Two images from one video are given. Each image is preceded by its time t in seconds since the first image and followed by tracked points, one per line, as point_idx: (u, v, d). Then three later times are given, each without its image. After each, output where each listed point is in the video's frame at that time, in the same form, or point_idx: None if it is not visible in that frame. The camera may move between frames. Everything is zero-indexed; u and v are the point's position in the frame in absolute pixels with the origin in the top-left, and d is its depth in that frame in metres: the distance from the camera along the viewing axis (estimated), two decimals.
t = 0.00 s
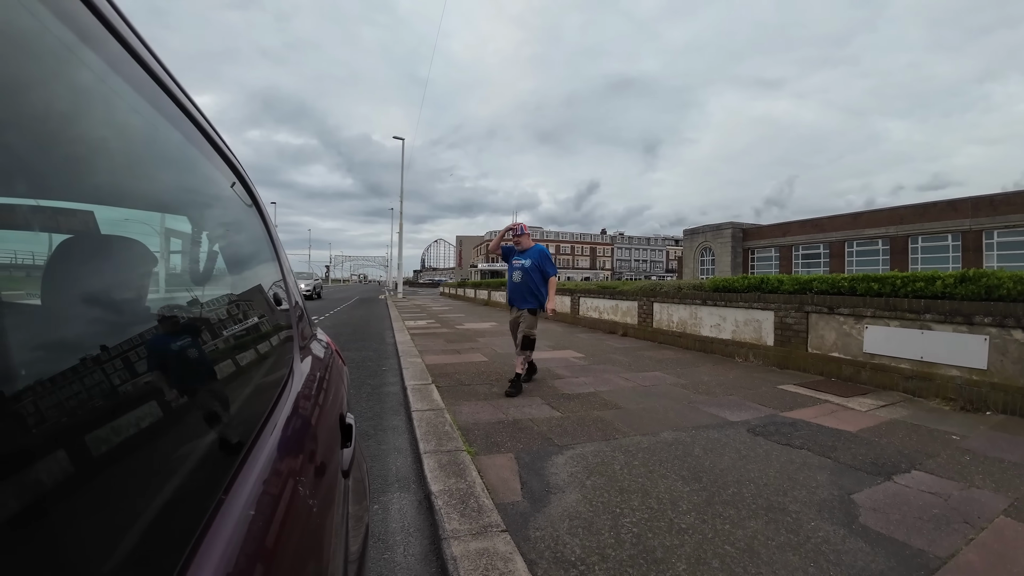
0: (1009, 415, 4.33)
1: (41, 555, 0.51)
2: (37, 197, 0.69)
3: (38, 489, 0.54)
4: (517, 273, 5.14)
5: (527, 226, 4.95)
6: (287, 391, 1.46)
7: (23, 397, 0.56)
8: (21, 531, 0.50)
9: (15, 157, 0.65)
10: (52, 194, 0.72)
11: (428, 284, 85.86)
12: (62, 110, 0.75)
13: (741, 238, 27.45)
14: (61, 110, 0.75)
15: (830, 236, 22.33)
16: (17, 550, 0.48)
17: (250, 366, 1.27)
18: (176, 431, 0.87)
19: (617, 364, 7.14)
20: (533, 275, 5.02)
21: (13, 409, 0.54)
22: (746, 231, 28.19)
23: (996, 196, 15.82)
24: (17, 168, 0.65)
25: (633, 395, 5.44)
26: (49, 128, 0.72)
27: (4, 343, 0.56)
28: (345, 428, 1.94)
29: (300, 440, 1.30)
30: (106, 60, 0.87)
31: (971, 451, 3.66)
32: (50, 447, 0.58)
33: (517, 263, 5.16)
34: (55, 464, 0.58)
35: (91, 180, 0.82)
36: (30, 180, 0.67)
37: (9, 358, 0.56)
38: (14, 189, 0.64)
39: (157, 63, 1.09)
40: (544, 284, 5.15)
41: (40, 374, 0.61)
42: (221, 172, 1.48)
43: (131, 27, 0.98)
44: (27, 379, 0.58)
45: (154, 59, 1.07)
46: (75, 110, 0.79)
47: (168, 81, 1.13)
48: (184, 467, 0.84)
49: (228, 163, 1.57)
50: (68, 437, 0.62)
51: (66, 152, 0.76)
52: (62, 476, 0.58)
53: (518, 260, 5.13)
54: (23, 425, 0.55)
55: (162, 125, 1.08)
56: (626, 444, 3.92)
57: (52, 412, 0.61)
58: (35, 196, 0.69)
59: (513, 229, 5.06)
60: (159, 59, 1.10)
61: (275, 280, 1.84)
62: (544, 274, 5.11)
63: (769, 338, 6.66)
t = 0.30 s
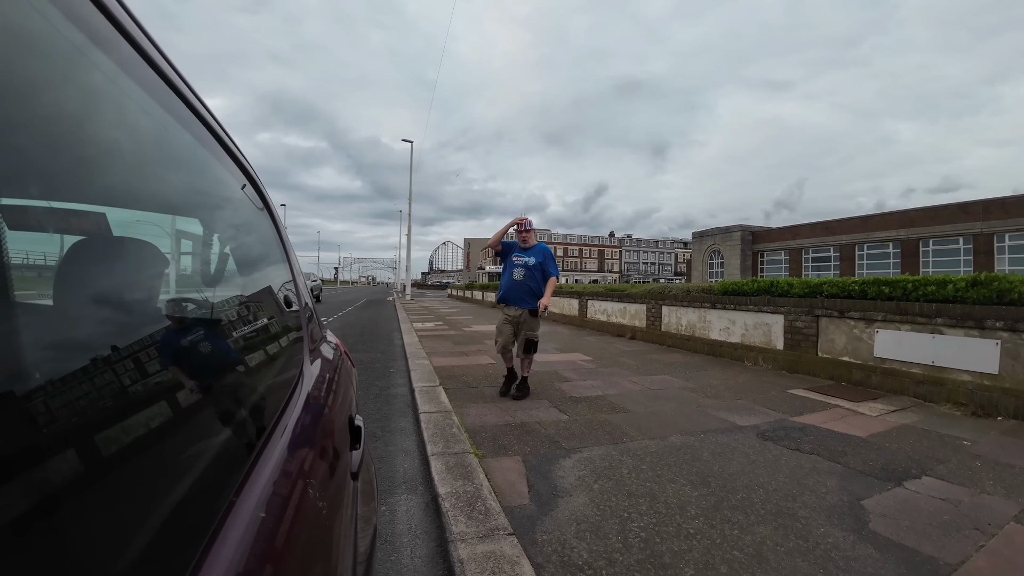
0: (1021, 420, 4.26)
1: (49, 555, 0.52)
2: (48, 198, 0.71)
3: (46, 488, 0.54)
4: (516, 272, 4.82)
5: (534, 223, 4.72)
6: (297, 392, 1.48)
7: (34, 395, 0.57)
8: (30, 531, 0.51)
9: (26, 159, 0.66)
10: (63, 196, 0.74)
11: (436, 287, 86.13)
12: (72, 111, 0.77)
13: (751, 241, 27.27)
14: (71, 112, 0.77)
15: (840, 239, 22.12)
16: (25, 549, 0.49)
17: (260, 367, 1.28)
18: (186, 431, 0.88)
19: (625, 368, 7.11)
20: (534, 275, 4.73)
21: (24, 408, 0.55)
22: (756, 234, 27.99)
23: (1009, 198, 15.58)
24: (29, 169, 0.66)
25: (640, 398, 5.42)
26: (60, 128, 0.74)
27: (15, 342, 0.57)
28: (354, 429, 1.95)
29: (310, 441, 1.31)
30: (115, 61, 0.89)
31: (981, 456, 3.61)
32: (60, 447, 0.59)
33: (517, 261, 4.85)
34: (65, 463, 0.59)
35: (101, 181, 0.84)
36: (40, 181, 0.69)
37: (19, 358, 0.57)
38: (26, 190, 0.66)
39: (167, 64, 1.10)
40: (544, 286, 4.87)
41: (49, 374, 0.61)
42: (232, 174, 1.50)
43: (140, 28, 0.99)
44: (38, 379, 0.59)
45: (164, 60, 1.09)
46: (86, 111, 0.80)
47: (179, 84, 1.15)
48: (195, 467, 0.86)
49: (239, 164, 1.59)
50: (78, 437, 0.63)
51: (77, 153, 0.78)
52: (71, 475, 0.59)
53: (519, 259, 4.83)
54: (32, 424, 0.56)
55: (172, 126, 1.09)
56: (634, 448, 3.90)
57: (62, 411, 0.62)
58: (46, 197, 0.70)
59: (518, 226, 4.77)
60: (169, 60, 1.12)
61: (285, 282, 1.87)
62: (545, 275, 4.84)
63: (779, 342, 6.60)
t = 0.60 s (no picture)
0: None
1: (60, 553, 0.53)
2: (64, 200, 0.73)
3: (58, 486, 0.55)
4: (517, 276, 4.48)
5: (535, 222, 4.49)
6: (307, 392, 1.50)
7: (49, 394, 0.59)
8: (41, 528, 0.52)
9: (43, 161, 0.68)
10: (77, 197, 0.75)
11: (446, 289, 86.40)
12: (87, 114, 0.79)
13: (762, 244, 27.03)
14: (85, 115, 0.79)
15: (854, 242, 21.82)
16: (36, 547, 0.50)
17: (271, 368, 1.30)
18: (196, 431, 0.90)
19: (635, 371, 7.08)
20: (537, 278, 4.45)
21: (37, 407, 0.56)
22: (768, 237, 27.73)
23: None
24: (45, 170, 0.68)
25: (650, 402, 5.40)
26: (74, 131, 0.76)
27: (34, 340, 0.59)
28: (364, 430, 1.97)
29: (319, 442, 1.33)
30: (128, 65, 0.91)
31: (995, 462, 3.55)
32: (73, 445, 0.61)
33: (517, 264, 4.52)
34: (77, 462, 0.60)
35: (116, 183, 0.86)
36: (56, 184, 0.70)
37: (37, 357, 0.58)
38: (45, 193, 0.67)
39: (179, 67, 1.13)
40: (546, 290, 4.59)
41: (63, 373, 0.63)
42: (245, 177, 1.53)
43: (153, 32, 1.02)
44: (52, 378, 0.60)
45: (176, 64, 1.11)
46: (100, 114, 0.82)
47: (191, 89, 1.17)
48: (205, 467, 0.87)
49: (252, 168, 1.62)
50: (90, 436, 0.64)
51: (91, 156, 0.80)
52: (83, 474, 0.60)
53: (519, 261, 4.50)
54: (46, 423, 0.57)
55: (185, 129, 1.12)
56: (644, 452, 3.88)
57: (76, 410, 0.63)
58: (63, 199, 0.72)
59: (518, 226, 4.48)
60: (181, 64, 1.15)
61: (297, 283, 1.89)
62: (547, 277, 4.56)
63: (792, 346, 6.53)
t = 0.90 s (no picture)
0: None
1: (78, 551, 0.54)
2: (85, 206, 0.75)
3: (75, 486, 0.57)
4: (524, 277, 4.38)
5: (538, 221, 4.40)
6: (321, 394, 1.52)
7: (67, 395, 0.60)
8: (60, 526, 0.54)
9: (63, 166, 0.70)
10: (96, 202, 0.77)
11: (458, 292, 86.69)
12: (104, 119, 0.81)
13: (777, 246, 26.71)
14: (102, 120, 0.80)
15: (871, 244, 21.47)
16: (53, 545, 0.52)
17: (285, 370, 1.33)
18: (211, 433, 0.92)
19: (648, 375, 7.03)
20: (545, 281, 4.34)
21: (55, 408, 0.58)
22: (782, 239, 27.40)
23: None
24: (64, 175, 0.70)
25: (663, 406, 5.36)
26: (92, 135, 0.77)
27: (56, 341, 0.60)
28: (377, 432, 1.99)
29: (333, 444, 1.35)
30: (144, 71, 0.93)
31: (1014, 468, 3.48)
32: (91, 446, 0.62)
33: (523, 264, 4.42)
34: (94, 462, 0.62)
35: (132, 187, 0.88)
36: (75, 189, 0.72)
37: (57, 359, 0.60)
38: (64, 197, 0.69)
39: (194, 73, 1.15)
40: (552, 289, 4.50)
41: (81, 375, 0.64)
42: (260, 182, 1.57)
43: (168, 38, 1.04)
44: (70, 379, 0.62)
45: (191, 69, 1.14)
46: (117, 120, 0.84)
47: (205, 94, 1.19)
48: (220, 468, 0.89)
49: (267, 172, 1.66)
50: (108, 436, 0.66)
51: (109, 160, 0.82)
52: (100, 474, 0.62)
53: (524, 262, 4.40)
54: (64, 423, 0.58)
55: (199, 134, 1.14)
56: (657, 457, 3.86)
57: (92, 411, 0.64)
58: (83, 203, 0.74)
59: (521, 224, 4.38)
60: (196, 69, 1.17)
61: (311, 286, 1.92)
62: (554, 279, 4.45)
63: (807, 349, 6.43)
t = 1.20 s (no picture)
0: None
1: (93, 548, 0.56)
2: (105, 210, 0.78)
3: (93, 485, 0.59)
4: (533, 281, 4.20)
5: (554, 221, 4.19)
6: (336, 395, 1.55)
7: (86, 395, 0.62)
8: (77, 523, 0.55)
9: (83, 171, 0.72)
10: (116, 207, 0.80)
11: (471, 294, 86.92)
12: (123, 126, 0.84)
13: (794, 249, 26.35)
14: (121, 125, 0.83)
15: (891, 246, 21.06)
16: (69, 543, 0.54)
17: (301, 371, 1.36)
18: (227, 433, 0.94)
19: (663, 379, 6.98)
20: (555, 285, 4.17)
21: (74, 408, 0.60)
22: (800, 241, 27.01)
23: None
24: (86, 181, 0.72)
25: (678, 410, 5.32)
26: (111, 140, 0.80)
27: (77, 341, 0.63)
28: (391, 434, 2.02)
29: (347, 445, 1.37)
30: (161, 78, 0.96)
31: None
32: (110, 446, 0.65)
33: (533, 268, 4.23)
34: (112, 462, 0.64)
35: (149, 192, 0.90)
36: (97, 195, 0.75)
37: (77, 358, 0.62)
38: (86, 203, 0.72)
39: (210, 77, 1.19)
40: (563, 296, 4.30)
41: (101, 374, 0.66)
42: (277, 187, 1.61)
43: (185, 44, 1.07)
44: (90, 379, 0.64)
45: (207, 74, 1.17)
46: (136, 127, 0.87)
47: (221, 98, 1.22)
48: (234, 468, 0.92)
49: (284, 177, 1.70)
50: (125, 436, 0.68)
51: (128, 164, 0.85)
52: (117, 473, 0.64)
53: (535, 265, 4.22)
54: (82, 422, 0.61)
55: (216, 140, 1.17)
56: (671, 461, 3.83)
57: (111, 411, 0.67)
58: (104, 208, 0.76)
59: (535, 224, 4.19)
60: (213, 74, 1.21)
61: (327, 289, 1.96)
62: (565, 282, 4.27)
63: (825, 353, 6.32)
